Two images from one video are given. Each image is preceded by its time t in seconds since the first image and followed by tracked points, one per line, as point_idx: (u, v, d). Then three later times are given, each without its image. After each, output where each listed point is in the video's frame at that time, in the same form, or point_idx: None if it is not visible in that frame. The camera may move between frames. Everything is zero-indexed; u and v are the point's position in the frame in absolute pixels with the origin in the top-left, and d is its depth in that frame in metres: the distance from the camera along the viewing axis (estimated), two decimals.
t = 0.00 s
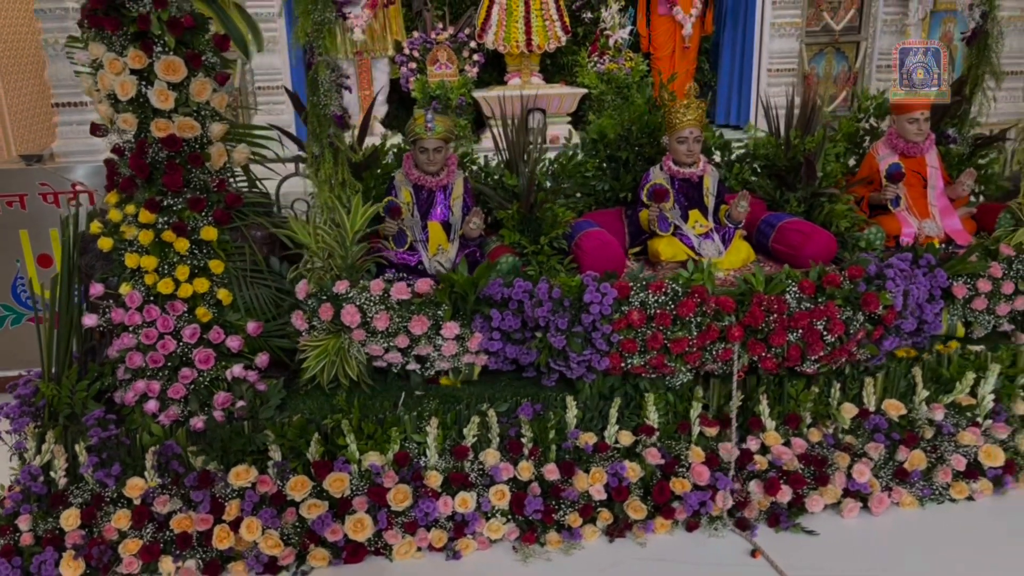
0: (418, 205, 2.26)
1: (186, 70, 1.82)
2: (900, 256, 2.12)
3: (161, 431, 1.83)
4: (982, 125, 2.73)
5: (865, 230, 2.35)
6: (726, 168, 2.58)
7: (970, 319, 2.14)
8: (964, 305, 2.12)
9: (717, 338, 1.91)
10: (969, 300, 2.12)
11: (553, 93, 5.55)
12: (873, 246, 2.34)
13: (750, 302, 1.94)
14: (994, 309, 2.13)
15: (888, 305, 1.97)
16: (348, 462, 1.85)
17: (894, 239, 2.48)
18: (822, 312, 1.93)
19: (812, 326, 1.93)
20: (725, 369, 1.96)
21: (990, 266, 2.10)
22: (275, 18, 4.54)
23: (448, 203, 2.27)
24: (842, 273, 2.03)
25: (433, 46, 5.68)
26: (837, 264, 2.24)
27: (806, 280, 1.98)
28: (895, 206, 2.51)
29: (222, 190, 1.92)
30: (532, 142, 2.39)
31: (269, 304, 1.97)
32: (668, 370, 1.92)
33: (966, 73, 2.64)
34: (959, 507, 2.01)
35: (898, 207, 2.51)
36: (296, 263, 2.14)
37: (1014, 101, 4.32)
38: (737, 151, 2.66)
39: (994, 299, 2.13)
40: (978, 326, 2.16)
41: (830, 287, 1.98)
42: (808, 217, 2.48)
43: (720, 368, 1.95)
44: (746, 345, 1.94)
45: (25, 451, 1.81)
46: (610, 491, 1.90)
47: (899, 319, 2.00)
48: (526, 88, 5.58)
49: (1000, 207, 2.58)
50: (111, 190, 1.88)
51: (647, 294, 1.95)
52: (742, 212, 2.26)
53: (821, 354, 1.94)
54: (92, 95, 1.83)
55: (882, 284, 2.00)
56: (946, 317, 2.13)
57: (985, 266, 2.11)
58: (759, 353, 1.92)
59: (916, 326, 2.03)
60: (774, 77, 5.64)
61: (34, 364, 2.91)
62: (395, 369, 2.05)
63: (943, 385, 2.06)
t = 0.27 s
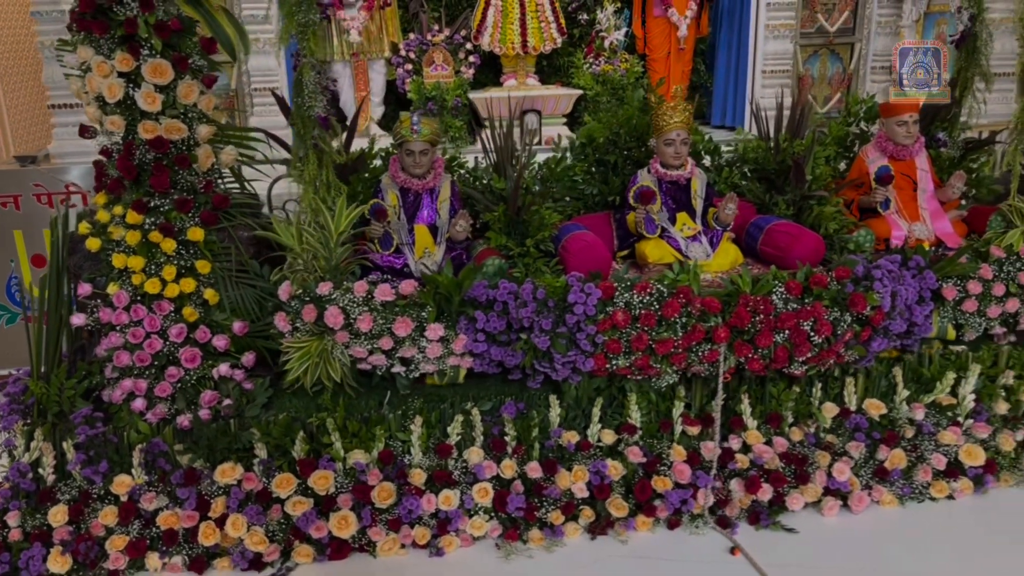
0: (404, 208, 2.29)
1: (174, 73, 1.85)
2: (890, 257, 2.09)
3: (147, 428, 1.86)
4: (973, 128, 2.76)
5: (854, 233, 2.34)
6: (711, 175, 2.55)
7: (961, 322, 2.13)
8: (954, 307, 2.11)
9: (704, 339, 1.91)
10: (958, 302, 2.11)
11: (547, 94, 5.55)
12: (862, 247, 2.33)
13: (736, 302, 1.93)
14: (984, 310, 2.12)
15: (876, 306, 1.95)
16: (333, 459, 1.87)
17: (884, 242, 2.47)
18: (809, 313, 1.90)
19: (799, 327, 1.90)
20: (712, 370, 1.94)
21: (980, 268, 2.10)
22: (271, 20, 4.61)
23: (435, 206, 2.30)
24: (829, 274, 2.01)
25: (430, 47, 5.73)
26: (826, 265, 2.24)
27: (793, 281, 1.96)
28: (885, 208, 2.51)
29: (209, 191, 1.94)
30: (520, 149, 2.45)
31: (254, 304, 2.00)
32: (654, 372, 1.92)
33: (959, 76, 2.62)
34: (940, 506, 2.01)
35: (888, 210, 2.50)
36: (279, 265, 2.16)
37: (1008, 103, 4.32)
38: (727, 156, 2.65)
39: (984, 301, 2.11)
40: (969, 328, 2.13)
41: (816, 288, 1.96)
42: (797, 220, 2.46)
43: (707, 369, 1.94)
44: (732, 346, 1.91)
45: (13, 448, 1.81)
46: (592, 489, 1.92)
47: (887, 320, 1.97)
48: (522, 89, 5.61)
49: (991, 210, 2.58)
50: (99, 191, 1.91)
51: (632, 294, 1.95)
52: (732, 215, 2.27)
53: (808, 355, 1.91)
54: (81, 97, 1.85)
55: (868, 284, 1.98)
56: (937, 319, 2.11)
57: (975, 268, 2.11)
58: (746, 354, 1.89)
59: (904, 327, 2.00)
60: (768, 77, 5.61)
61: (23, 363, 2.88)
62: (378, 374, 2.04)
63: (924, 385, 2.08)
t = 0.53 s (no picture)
0: (385, 211, 2.31)
1: (153, 76, 1.86)
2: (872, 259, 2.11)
3: (127, 429, 1.88)
4: (960, 129, 2.78)
5: (836, 236, 2.32)
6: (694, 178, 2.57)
7: (944, 324, 2.12)
8: (937, 309, 2.10)
9: (683, 341, 1.91)
10: (941, 305, 2.10)
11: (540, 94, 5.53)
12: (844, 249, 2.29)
13: (715, 304, 1.93)
14: (967, 313, 2.12)
15: (855, 307, 1.96)
16: (312, 460, 1.88)
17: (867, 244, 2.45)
18: (788, 315, 1.91)
19: (778, 329, 1.91)
20: (691, 372, 1.95)
21: (962, 270, 2.10)
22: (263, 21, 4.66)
23: (415, 209, 2.32)
24: (809, 277, 2.02)
25: (423, 48, 5.74)
26: (806, 268, 2.26)
27: (771, 283, 1.97)
28: (868, 210, 2.50)
29: (189, 193, 1.95)
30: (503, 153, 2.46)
31: (232, 307, 2.00)
32: (632, 374, 1.94)
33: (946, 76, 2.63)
34: (917, 507, 2.02)
35: (871, 212, 2.48)
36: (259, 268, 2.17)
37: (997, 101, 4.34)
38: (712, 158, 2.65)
39: (967, 303, 2.11)
40: (953, 330, 2.13)
41: (796, 290, 1.97)
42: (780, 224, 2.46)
43: (685, 371, 1.95)
44: (710, 348, 1.92)
45: None
46: (570, 490, 1.94)
47: (867, 322, 1.98)
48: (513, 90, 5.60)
49: (976, 212, 2.55)
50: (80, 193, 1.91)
51: (610, 296, 1.96)
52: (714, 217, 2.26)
53: (788, 357, 1.92)
54: (61, 100, 1.86)
55: (848, 286, 2.00)
56: (920, 322, 2.11)
57: (957, 270, 2.11)
58: (724, 357, 1.90)
59: (886, 329, 2.00)
60: (761, 78, 5.63)
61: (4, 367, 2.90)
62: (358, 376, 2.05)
63: (901, 387, 2.08)
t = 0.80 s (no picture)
0: (368, 213, 2.34)
1: (132, 78, 1.86)
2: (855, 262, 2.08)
3: (107, 430, 1.88)
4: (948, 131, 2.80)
5: (820, 237, 2.32)
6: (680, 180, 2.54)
7: (928, 328, 2.09)
8: (921, 313, 2.07)
9: (661, 344, 1.91)
10: (925, 308, 2.07)
11: (536, 94, 5.49)
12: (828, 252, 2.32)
13: (694, 307, 1.91)
14: (951, 316, 2.07)
15: (836, 311, 1.94)
16: (290, 462, 1.89)
17: (852, 247, 2.46)
18: (768, 318, 1.89)
19: (757, 333, 1.90)
20: (669, 375, 1.95)
21: (946, 273, 2.06)
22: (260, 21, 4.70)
23: (398, 210, 2.36)
24: (789, 279, 2.01)
25: (420, 48, 5.69)
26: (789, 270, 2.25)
27: (751, 286, 1.95)
28: (854, 212, 2.50)
29: (169, 195, 1.95)
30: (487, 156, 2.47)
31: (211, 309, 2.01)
32: (610, 377, 1.94)
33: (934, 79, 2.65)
34: (901, 512, 1.99)
35: (856, 214, 2.49)
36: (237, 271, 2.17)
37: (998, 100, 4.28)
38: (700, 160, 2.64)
39: (951, 307, 2.07)
40: (937, 334, 2.09)
41: (775, 293, 1.95)
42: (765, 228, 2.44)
43: (663, 374, 1.94)
44: (689, 352, 1.91)
45: None
46: (550, 494, 1.92)
47: (848, 326, 1.96)
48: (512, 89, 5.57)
49: (964, 214, 2.54)
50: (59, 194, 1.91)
51: (588, 299, 1.95)
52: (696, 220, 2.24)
53: (767, 361, 1.91)
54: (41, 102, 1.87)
55: (829, 290, 1.97)
56: (904, 326, 2.08)
57: (942, 273, 2.06)
58: (702, 360, 1.89)
59: (867, 333, 1.99)
60: (759, 78, 5.59)
61: None
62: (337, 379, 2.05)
63: (886, 391, 2.06)
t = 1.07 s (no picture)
0: (373, 206, 2.38)
1: (140, 72, 1.89)
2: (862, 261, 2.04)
3: (113, 420, 1.90)
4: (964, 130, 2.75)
5: (828, 236, 2.25)
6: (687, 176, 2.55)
7: (937, 329, 2.05)
8: (930, 313, 2.04)
9: (660, 342, 1.89)
10: (934, 308, 2.04)
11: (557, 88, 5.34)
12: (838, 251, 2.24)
13: (695, 305, 1.90)
14: (960, 317, 2.04)
15: (839, 311, 1.92)
16: (292, 455, 1.90)
17: (862, 244, 2.46)
18: (769, 318, 1.87)
19: (758, 333, 1.88)
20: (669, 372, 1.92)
21: (956, 273, 2.05)
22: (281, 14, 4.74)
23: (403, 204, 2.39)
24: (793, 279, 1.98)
25: (440, 43, 5.58)
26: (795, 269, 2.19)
27: (754, 285, 1.93)
28: (865, 210, 2.50)
29: (176, 188, 1.97)
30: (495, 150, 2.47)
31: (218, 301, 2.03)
32: (610, 374, 1.92)
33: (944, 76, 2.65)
34: (909, 517, 1.95)
35: (867, 211, 2.49)
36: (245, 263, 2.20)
37: None
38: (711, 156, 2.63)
39: (960, 307, 2.05)
40: (946, 335, 2.06)
41: (777, 292, 1.92)
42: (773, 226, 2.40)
43: (664, 372, 1.92)
44: (690, 350, 1.89)
45: None
46: (551, 491, 1.92)
47: (851, 326, 1.93)
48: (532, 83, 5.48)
49: (976, 212, 2.53)
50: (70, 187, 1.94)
51: (587, 296, 1.94)
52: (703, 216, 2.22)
53: (768, 360, 1.87)
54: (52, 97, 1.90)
55: (834, 291, 1.94)
56: (912, 325, 2.05)
57: (951, 273, 2.06)
58: (702, 358, 1.87)
59: (871, 333, 1.95)
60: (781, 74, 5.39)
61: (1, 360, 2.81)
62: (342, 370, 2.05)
63: (896, 393, 2.02)
